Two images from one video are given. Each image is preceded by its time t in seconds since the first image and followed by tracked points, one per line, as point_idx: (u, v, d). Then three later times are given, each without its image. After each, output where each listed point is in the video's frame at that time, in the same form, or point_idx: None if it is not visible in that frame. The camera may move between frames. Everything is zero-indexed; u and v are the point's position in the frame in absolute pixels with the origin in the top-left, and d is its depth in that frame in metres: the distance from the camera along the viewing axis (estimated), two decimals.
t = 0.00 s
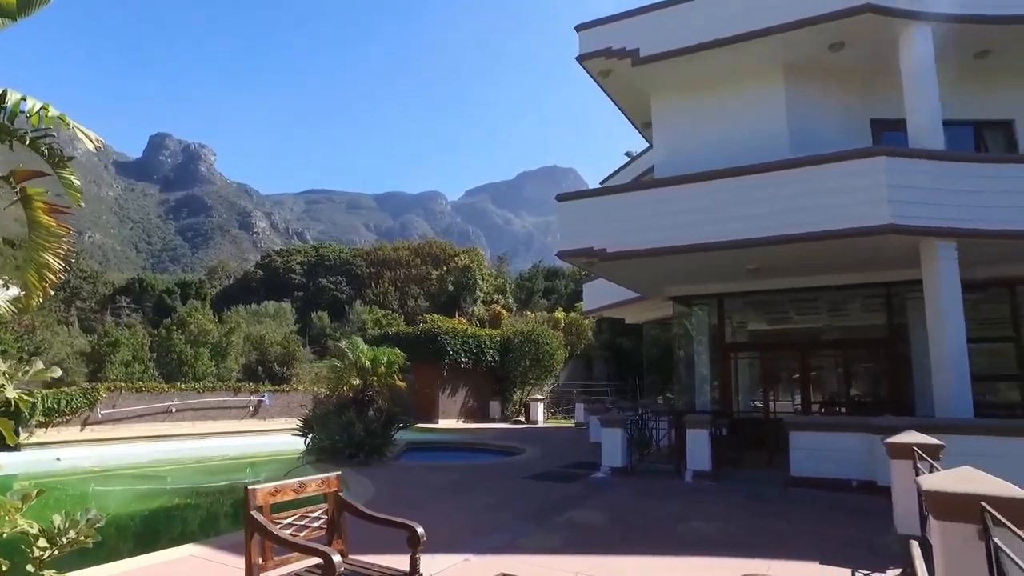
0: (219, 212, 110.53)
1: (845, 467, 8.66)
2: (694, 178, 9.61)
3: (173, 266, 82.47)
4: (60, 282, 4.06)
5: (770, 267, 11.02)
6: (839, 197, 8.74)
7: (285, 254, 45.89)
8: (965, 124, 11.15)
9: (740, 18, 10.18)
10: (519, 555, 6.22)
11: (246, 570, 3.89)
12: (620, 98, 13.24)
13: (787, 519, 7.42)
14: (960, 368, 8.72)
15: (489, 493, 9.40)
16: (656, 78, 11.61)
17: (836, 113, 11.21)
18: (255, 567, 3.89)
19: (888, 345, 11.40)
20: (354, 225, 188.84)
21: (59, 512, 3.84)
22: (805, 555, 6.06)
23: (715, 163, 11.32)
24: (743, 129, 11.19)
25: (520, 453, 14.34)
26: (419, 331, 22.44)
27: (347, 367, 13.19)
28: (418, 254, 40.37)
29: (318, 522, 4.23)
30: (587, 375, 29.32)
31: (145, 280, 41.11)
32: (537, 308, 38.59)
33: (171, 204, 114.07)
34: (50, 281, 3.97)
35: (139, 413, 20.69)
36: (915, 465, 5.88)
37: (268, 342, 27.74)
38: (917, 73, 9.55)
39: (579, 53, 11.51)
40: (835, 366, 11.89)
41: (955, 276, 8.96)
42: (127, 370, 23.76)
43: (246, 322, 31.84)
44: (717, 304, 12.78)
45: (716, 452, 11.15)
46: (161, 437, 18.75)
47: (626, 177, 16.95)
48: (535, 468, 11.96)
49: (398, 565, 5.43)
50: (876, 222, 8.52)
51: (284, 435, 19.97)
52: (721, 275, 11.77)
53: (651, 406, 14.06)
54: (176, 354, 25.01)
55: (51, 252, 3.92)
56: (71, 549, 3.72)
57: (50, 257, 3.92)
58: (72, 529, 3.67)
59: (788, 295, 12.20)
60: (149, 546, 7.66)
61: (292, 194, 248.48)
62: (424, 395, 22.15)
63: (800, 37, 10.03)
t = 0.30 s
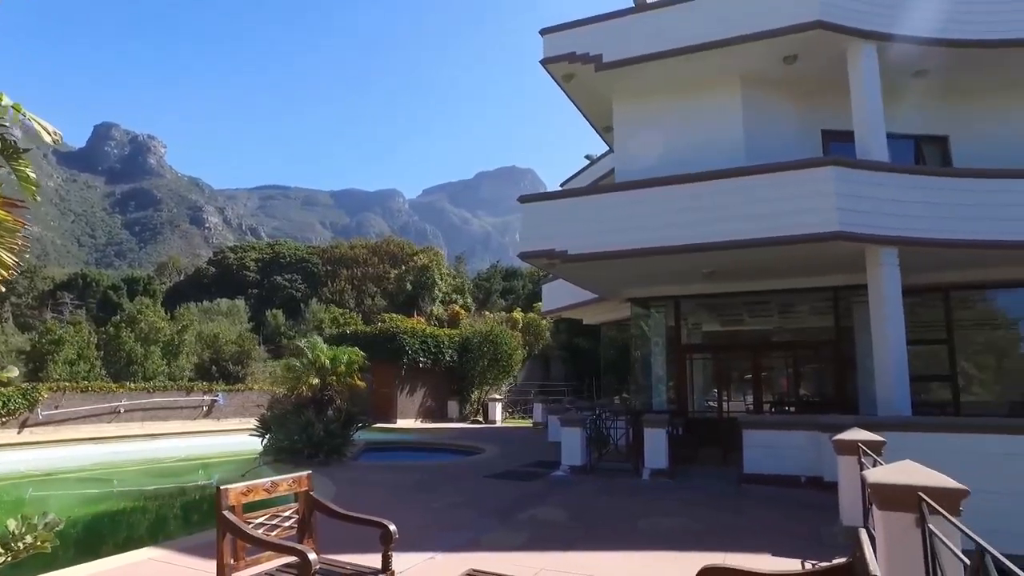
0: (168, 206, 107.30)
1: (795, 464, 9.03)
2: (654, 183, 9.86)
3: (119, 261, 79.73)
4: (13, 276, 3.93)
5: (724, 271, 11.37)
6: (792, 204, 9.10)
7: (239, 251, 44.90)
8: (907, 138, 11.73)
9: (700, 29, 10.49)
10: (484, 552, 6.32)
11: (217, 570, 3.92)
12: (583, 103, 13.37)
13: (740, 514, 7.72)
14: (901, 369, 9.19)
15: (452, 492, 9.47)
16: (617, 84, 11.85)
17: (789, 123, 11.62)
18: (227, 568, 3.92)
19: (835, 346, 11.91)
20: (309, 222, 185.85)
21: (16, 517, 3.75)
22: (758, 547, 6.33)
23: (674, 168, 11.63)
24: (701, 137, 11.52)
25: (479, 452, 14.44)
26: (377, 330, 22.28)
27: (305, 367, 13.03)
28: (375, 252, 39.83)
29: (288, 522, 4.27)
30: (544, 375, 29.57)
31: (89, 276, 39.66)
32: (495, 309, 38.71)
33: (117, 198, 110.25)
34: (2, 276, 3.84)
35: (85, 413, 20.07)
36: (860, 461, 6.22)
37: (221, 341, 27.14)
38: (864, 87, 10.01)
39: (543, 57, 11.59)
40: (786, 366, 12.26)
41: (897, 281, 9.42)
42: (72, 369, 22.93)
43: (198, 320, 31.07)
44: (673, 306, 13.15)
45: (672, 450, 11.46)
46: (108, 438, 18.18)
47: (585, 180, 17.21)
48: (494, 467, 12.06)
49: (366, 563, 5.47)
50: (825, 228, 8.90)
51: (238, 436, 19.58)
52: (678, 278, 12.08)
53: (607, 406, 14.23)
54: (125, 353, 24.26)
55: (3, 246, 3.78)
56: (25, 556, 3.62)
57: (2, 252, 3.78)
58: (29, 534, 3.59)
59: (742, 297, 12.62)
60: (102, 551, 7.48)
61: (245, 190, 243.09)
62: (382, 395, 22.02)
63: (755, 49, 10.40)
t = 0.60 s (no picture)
0: (104, 198, 102.96)
1: (736, 461, 9.42)
2: (605, 187, 10.11)
3: (50, 255, 76.08)
4: None
5: (672, 274, 11.74)
6: (737, 211, 9.48)
7: (181, 246, 43.51)
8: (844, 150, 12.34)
9: (652, 38, 10.79)
10: (438, 549, 6.42)
11: (173, 569, 3.92)
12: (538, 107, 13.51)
13: (684, 509, 8.03)
14: (836, 370, 9.69)
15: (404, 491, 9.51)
16: (572, 89, 12.07)
17: (736, 133, 12.04)
18: (182, 566, 3.92)
19: (775, 347, 12.44)
20: (255, 218, 181.30)
21: None
22: (701, 540, 6.62)
23: (625, 173, 11.92)
24: (651, 143, 11.85)
25: (430, 452, 14.47)
26: (327, 329, 21.99)
27: (253, 365, 12.82)
28: (324, 250, 39.19)
29: (245, 520, 4.32)
30: (495, 375, 29.50)
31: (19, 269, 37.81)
32: (445, 308, 38.63)
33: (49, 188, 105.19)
34: None
35: (14, 414, 19.15)
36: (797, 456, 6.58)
37: (162, 339, 26.31)
38: (805, 101, 10.49)
39: (499, 59, 11.65)
40: (729, 367, 12.73)
41: (833, 287, 9.92)
42: None
43: (138, 317, 30.03)
44: (623, 307, 13.46)
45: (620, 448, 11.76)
46: (40, 440, 17.43)
47: (538, 182, 17.42)
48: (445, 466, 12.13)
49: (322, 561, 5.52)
50: (768, 235, 9.31)
51: (180, 436, 19.04)
52: (628, 280, 12.39)
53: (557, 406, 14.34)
54: (58, 351, 23.27)
55: None
56: None
57: None
58: None
59: (689, 300, 13.02)
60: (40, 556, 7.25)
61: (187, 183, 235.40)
62: (331, 394, 21.75)
63: (704, 60, 10.77)
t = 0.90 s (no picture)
0: (45, 189, 98.90)
1: (688, 459, 9.76)
2: (564, 191, 10.32)
3: None
4: None
5: (627, 277, 12.05)
6: (690, 217, 9.82)
7: (129, 240, 42.21)
8: (792, 160, 12.86)
9: (611, 46, 11.06)
10: (396, 547, 6.51)
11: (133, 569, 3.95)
12: (498, 109, 13.65)
13: (637, 505, 8.30)
14: (782, 372, 10.11)
15: (361, 491, 9.54)
16: (532, 93, 12.26)
17: (691, 141, 12.42)
18: (143, 565, 3.95)
19: (725, 349, 12.89)
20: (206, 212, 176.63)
21: None
22: (653, 535, 6.88)
23: (584, 178, 12.19)
24: (608, 149, 12.14)
25: (387, 451, 14.48)
26: (282, 328, 21.71)
27: (207, 365, 12.67)
28: (279, 247, 38.66)
29: (206, 518, 4.37)
30: (451, 375, 29.56)
31: None
32: (402, 308, 38.44)
33: None
34: None
35: None
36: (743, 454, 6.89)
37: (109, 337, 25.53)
38: (756, 111, 10.90)
39: (460, 61, 11.73)
40: (681, 368, 13.10)
41: (780, 292, 10.35)
42: None
43: (82, 314, 29.05)
44: (579, 309, 13.73)
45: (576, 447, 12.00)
46: None
47: (496, 184, 17.56)
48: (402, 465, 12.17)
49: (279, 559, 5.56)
50: (719, 241, 9.68)
51: (127, 438, 18.54)
52: (585, 282, 12.63)
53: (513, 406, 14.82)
54: None
55: None
56: None
57: None
58: None
59: (643, 302, 13.37)
60: None
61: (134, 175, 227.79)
62: (286, 394, 21.47)
63: (661, 69, 11.10)
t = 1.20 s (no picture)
0: None
1: (644, 457, 10.03)
2: (527, 194, 10.50)
3: None
4: None
5: (587, 279, 12.31)
6: (648, 222, 10.10)
7: (78, 235, 40.92)
8: (747, 167, 13.31)
9: (574, 52, 11.29)
10: (358, 544, 6.59)
11: (96, 568, 3.97)
12: (461, 111, 13.76)
13: (595, 502, 8.52)
14: (735, 372, 10.47)
15: (321, 490, 9.54)
16: (496, 96, 12.42)
17: (651, 146, 12.75)
18: (106, 564, 3.98)
19: (682, 350, 13.26)
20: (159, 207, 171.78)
21: None
22: (610, 530, 7.10)
23: (546, 181, 12.40)
24: (571, 153, 12.38)
25: (348, 451, 14.45)
26: (240, 327, 21.41)
27: (164, 364, 12.55)
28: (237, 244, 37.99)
29: (170, 516, 4.42)
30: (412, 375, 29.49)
31: None
32: (363, 307, 38.17)
33: None
34: None
35: None
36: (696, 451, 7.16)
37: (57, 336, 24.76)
38: (713, 119, 11.26)
39: (425, 62, 11.79)
40: (639, 368, 13.42)
41: (734, 295, 10.72)
42: None
43: (27, 311, 28.08)
44: (540, 310, 13.91)
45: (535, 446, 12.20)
46: None
47: (459, 184, 17.66)
48: (362, 464, 12.21)
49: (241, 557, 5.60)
50: (676, 245, 9.99)
51: (76, 439, 18.04)
52: (547, 283, 12.83)
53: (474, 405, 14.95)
54: None
55: None
56: None
57: None
58: None
59: (602, 304, 13.67)
60: None
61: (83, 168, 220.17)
62: (243, 394, 21.17)
63: (622, 75, 11.38)
